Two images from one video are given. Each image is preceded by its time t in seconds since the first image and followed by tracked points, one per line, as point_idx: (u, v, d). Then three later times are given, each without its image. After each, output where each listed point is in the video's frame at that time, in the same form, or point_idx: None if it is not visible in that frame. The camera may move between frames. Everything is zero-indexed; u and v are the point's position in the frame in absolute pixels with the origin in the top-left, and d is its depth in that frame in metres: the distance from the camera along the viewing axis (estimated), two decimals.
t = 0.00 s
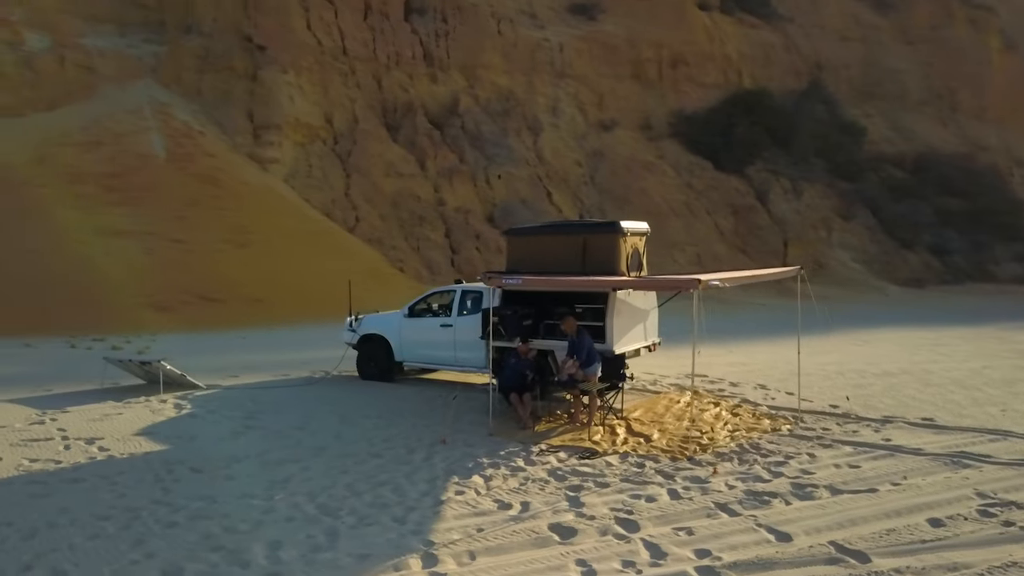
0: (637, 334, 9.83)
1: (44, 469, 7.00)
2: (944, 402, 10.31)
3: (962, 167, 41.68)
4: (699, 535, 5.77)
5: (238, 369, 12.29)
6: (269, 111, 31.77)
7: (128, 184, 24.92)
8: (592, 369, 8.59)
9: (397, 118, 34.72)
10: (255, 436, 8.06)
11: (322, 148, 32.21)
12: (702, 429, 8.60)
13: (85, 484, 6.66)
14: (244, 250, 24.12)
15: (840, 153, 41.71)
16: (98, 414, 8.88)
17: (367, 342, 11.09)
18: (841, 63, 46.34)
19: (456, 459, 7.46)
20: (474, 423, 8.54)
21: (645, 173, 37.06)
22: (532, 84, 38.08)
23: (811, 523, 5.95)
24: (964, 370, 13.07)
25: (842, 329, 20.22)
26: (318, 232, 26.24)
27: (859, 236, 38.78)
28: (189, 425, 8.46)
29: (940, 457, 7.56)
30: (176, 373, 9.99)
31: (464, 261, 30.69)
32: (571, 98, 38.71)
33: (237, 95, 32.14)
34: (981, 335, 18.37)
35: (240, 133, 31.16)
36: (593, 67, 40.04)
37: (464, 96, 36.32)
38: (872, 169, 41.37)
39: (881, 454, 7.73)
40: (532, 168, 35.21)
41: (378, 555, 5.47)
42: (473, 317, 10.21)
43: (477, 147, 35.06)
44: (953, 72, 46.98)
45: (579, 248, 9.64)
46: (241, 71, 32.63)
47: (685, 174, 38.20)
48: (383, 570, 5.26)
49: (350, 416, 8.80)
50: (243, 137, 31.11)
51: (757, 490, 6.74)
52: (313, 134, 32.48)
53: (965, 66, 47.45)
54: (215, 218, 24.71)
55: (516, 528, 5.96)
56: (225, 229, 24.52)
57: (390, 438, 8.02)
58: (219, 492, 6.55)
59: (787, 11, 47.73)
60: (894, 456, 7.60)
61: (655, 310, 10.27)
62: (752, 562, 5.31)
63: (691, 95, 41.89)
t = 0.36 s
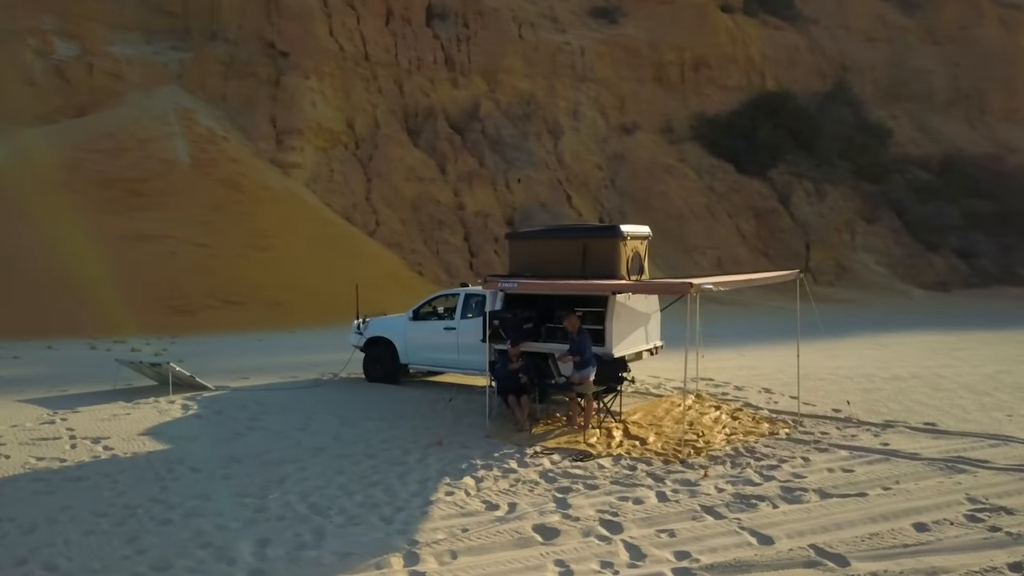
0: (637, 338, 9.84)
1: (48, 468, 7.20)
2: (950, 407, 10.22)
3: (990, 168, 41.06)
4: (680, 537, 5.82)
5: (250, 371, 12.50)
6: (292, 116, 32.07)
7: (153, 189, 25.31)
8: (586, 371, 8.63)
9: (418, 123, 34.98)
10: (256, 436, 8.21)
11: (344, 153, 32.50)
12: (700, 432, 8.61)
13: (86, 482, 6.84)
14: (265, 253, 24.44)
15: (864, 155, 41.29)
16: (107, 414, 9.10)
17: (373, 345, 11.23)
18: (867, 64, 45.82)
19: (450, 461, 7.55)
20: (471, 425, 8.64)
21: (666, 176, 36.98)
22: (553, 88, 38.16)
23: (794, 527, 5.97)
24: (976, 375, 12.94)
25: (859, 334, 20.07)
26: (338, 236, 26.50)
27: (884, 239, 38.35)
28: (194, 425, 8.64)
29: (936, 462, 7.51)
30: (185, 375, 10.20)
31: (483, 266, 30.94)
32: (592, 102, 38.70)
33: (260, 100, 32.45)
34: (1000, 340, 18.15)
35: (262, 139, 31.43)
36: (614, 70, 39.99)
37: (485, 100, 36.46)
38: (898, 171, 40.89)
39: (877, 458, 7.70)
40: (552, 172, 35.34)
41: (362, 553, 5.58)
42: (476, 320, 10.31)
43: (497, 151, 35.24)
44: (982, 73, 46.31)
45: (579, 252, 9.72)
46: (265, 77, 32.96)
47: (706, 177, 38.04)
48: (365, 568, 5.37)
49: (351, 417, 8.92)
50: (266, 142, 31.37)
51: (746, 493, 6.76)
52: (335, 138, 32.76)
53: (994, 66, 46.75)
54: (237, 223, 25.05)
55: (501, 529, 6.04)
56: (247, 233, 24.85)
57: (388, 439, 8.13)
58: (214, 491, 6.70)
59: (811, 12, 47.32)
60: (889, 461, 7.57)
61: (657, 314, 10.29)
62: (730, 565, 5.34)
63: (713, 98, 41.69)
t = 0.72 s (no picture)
0: (636, 340, 9.90)
1: (55, 465, 7.44)
2: (955, 411, 10.14)
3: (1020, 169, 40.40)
4: (661, 539, 5.87)
5: (261, 372, 12.74)
6: (314, 121, 32.34)
7: (177, 194, 25.71)
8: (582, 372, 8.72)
9: (440, 128, 35.24)
10: (258, 437, 8.38)
11: (366, 158, 32.78)
12: (696, 435, 8.64)
13: (89, 480, 7.06)
14: (285, 257, 24.76)
15: (890, 157, 40.83)
16: (117, 414, 9.35)
17: (379, 347, 11.39)
18: (894, 65, 45.31)
19: (444, 462, 7.66)
20: (469, 427, 8.75)
21: (688, 179, 36.88)
22: (574, 92, 38.21)
23: (776, 530, 6.00)
24: (989, 379, 12.82)
25: (876, 338, 19.91)
26: (357, 240, 26.77)
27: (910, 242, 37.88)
28: (199, 425, 8.84)
29: (931, 467, 7.48)
30: (195, 376, 10.44)
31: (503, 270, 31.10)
32: (614, 105, 38.68)
33: (283, 106, 32.76)
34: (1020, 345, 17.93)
35: (285, 145, 31.69)
36: (636, 74, 39.93)
37: (507, 104, 36.60)
38: (925, 173, 40.38)
39: (871, 462, 7.68)
40: (573, 175, 35.43)
41: (347, 551, 5.71)
42: (479, 323, 10.42)
43: (517, 155, 35.42)
44: (1013, 73, 45.60)
45: (580, 255, 9.80)
46: (288, 83, 33.31)
47: (729, 179, 37.85)
48: (348, 565, 5.49)
49: (352, 418, 9.07)
50: (288, 148, 31.63)
51: (733, 496, 6.79)
52: (357, 144, 33.04)
53: None
54: (258, 227, 25.40)
55: (486, 528, 6.13)
56: (268, 237, 25.20)
57: (386, 439, 8.26)
58: (210, 490, 6.87)
59: (837, 13, 46.93)
60: (883, 465, 7.54)
61: (659, 317, 10.33)
62: (706, 566, 5.38)
63: (736, 101, 41.48)
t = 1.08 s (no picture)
0: (637, 343, 9.94)
1: (64, 463, 7.69)
2: (960, 415, 10.08)
3: None
4: (643, 539, 5.95)
5: (274, 374, 12.99)
6: (337, 127, 32.65)
7: (203, 199, 26.10)
8: (579, 374, 8.85)
9: (461, 132, 35.49)
10: (261, 437, 8.58)
11: (388, 163, 33.06)
12: (692, 439, 8.70)
13: (95, 477, 7.29)
14: (306, 261, 25.09)
15: (917, 159, 40.35)
16: (128, 414, 9.62)
17: (387, 350, 11.56)
18: (922, 66, 44.74)
19: (440, 462, 7.80)
20: (468, 428, 8.88)
21: (710, 182, 36.74)
22: (596, 95, 38.24)
23: (759, 531, 6.04)
24: (1000, 383, 12.71)
25: (893, 343, 19.77)
26: (378, 245, 27.04)
27: (936, 244, 37.39)
28: (207, 426, 9.06)
29: (925, 470, 7.47)
30: (206, 378, 10.69)
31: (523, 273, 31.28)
32: (636, 108, 38.65)
33: (307, 112, 33.09)
34: None
35: (308, 150, 31.94)
36: (659, 77, 39.86)
37: (528, 109, 36.76)
38: (953, 175, 39.84)
39: (865, 465, 7.69)
40: (594, 178, 35.52)
41: (335, 548, 5.85)
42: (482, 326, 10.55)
43: (539, 159, 35.58)
44: None
45: (581, 259, 9.89)
46: (312, 89, 33.65)
47: (752, 182, 37.65)
48: (334, 561, 5.63)
49: (355, 420, 9.23)
50: (311, 153, 31.88)
51: (722, 498, 6.82)
52: (379, 148, 33.33)
53: None
54: (281, 232, 25.76)
55: (472, 527, 6.24)
56: (290, 242, 25.54)
57: (386, 440, 8.42)
58: (209, 488, 7.07)
59: (863, 14, 46.48)
60: (878, 469, 7.55)
61: (661, 321, 10.39)
62: (684, 567, 5.44)
63: (760, 103, 41.24)
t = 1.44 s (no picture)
0: (639, 346, 10.01)
1: (76, 460, 7.96)
2: (967, 420, 10.02)
3: None
4: (628, 539, 6.04)
5: (288, 376, 13.25)
6: (360, 132, 32.95)
7: (227, 204, 26.48)
8: (579, 378, 8.92)
9: (484, 136, 35.70)
10: (267, 437, 8.80)
11: (411, 168, 33.31)
12: (690, 441, 8.75)
13: (104, 474, 7.54)
14: (328, 265, 25.44)
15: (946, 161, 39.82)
16: (142, 414, 9.90)
17: (396, 352, 11.75)
18: (951, 66, 44.12)
19: (438, 463, 7.95)
20: (469, 430, 9.02)
21: (733, 185, 36.56)
22: (619, 99, 38.24)
23: (744, 532, 6.11)
24: (1014, 388, 12.60)
25: (912, 346, 19.61)
26: (399, 248, 27.33)
27: (964, 248, 36.89)
28: (215, 426, 9.30)
29: (920, 474, 7.47)
30: (219, 379, 10.96)
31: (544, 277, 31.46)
32: (659, 112, 38.60)
33: (331, 117, 33.42)
34: None
35: (332, 155, 32.20)
36: (682, 80, 39.74)
37: (551, 113, 36.90)
38: (982, 177, 39.25)
39: (860, 469, 7.70)
40: (616, 182, 35.58)
41: (326, 544, 6.02)
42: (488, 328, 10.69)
43: (561, 163, 35.70)
44: None
45: (584, 263, 10.01)
46: (336, 95, 33.98)
47: (776, 185, 37.41)
48: (324, 556, 5.80)
49: (360, 421, 9.42)
50: (335, 158, 32.15)
51: (711, 500, 6.88)
52: (402, 153, 33.59)
53: None
54: (303, 236, 26.11)
55: (461, 525, 6.38)
56: (312, 246, 25.89)
57: (388, 441, 8.59)
58: (211, 485, 7.28)
59: (891, 14, 45.94)
60: (873, 473, 7.56)
61: (665, 324, 10.47)
62: (665, 566, 5.53)
63: (785, 105, 40.93)
